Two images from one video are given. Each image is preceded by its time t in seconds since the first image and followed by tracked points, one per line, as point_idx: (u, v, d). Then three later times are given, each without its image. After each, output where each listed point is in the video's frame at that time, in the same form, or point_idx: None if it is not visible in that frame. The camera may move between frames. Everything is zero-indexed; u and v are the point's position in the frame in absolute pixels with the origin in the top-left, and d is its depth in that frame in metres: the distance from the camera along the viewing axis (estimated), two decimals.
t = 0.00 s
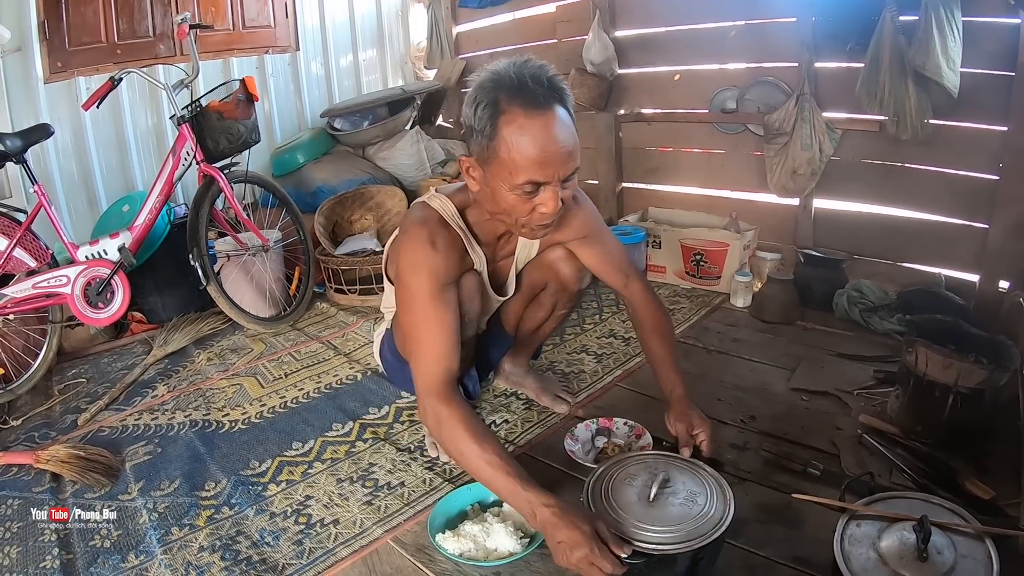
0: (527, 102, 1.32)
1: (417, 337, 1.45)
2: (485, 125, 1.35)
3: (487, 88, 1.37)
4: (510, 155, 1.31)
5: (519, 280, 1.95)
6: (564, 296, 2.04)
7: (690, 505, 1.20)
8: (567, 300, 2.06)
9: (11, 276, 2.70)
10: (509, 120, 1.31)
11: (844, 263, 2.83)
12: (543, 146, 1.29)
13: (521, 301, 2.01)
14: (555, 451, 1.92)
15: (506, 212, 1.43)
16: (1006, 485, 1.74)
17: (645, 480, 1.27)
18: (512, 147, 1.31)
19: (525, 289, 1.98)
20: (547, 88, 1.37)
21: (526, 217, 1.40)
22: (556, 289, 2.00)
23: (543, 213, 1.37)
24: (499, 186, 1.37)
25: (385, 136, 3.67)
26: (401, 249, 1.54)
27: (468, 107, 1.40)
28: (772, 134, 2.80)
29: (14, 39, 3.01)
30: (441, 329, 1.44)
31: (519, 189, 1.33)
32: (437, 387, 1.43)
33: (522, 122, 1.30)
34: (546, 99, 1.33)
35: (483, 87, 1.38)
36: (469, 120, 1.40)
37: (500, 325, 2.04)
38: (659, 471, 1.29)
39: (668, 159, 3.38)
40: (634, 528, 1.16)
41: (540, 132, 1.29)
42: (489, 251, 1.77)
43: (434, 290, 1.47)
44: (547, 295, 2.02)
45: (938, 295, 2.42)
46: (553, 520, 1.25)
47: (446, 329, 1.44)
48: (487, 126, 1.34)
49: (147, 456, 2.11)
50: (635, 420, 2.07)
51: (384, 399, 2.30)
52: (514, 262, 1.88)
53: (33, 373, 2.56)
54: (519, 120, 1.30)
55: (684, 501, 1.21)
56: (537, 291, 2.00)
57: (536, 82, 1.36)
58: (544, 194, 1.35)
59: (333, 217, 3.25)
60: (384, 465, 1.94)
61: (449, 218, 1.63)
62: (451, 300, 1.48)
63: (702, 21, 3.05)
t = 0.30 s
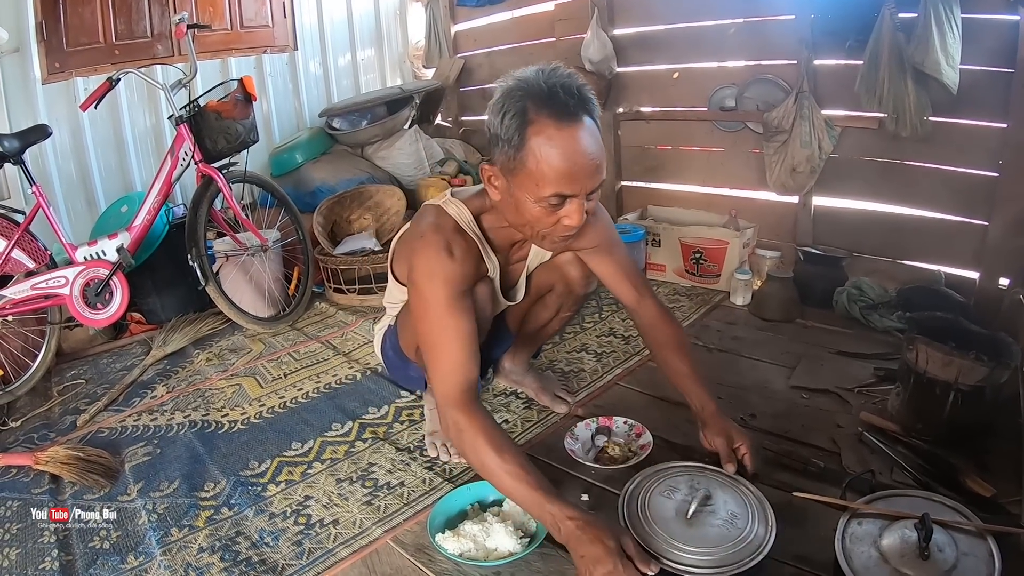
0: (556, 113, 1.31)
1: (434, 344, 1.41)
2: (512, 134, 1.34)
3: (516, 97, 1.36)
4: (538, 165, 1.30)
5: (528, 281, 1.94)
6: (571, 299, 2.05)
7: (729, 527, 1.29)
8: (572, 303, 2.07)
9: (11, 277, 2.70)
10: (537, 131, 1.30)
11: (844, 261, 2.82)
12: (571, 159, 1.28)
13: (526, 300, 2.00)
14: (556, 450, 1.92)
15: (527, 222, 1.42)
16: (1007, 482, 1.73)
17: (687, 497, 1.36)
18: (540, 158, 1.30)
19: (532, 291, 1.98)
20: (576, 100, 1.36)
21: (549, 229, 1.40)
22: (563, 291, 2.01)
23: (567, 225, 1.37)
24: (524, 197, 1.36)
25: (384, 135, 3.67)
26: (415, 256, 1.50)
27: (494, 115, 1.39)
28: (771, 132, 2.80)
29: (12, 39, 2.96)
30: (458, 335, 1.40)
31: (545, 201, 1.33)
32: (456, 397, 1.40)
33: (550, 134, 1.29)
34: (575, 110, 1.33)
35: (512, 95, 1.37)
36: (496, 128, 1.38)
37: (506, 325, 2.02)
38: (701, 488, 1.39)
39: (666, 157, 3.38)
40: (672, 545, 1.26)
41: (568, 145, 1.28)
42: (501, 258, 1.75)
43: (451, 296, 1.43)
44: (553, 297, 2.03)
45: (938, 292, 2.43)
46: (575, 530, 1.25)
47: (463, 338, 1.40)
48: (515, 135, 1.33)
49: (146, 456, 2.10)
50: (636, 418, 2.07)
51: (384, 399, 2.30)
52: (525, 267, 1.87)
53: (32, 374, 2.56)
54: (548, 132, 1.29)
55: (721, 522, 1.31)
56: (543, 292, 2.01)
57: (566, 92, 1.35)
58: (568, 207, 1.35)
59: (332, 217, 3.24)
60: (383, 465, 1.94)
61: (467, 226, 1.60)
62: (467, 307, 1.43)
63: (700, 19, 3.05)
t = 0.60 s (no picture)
0: (577, 122, 1.29)
1: (443, 348, 1.40)
2: (531, 140, 1.32)
3: (538, 103, 1.34)
4: (556, 175, 1.29)
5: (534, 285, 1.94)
6: (576, 303, 2.06)
7: (749, 539, 1.23)
8: (577, 307, 2.08)
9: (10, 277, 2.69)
10: (557, 139, 1.29)
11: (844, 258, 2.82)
12: (590, 171, 1.28)
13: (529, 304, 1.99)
14: (556, 448, 1.92)
15: (539, 230, 1.42)
16: (1008, 479, 1.73)
17: (705, 510, 1.31)
18: (558, 167, 1.28)
19: (537, 295, 1.98)
20: (598, 110, 1.34)
21: (561, 238, 1.39)
22: (568, 297, 2.01)
23: (581, 235, 1.37)
24: (538, 205, 1.36)
25: (383, 134, 3.66)
26: (422, 259, 1.49)
27: (514, 119, 1.37)
28: (771, 130, 2.79)
29: (10, 39, 2.96)
30: (469, 338, 1.40)
31: (561, 211, 1.32)
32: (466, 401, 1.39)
33: (571, 144, 1.28)
34: (597, 120, 1.31)
35: (533, 100, 1.35)
36: (514, 133, 1.37)
37: (506, 324, 2.00)
38: (720, 500, 1.33)
39: (666, 155, 3.38)
40: (689, 557, 1.20)
41: (589, 157, 1.27)
42: (507, 261, 1.74)
43: (461, 298, 1.42)
44: (558, 302, 2.03)
45: (938, 289, 2.45)
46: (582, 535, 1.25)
47: (473, 341, 1.40)
48: (535, 143, 1.31)
49: (146, 456, 2.10)
50: (636, 417, 2.07)
51: (384, 398, 2.29)
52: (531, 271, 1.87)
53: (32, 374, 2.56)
54: (569, 142, 1.28)
55: (741, 534, 1.24)
56: (549, 296, 2.01)
57: (589, 100, 1.33)
58: (584, 218, 1.34)
59: (332, 216, 3.24)
60: (383, 464, 1.94)
61: (476, 228, 1.59)
62: (475, 310, 1.43)
63: (700, 17, 3.04)
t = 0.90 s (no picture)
0: (556, 101, 1.30)
1: (420, 338, 1.42)
2: (512, 120, 1.33)
3: (518, 86, 1.35)
4: (535, 153, 1.29)
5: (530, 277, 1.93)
6: (574, 293, 2.04)
7: (749, 538, 1.23)
8: (575, 297, 2.06)
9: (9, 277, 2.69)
10: (536, 118, 1.29)
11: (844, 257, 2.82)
12: (570, 147, 1.27)
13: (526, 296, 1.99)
14: (555, 448, 1.92)
15: (522, 213, 1.41)
16: (1008, 478, 1.73)
17: (703, 508, 1.31)
18: (538, 145, 1.28)
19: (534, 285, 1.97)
20: (578, 92, 1.34)
21: (545, 221, 1.37)
22: (565, 286, 2.00)
23: (564, 217, 1.35)
24: (521, 186, 1.35)
25: (383, 133, 3.66)
26: (410, 250, 1.51)
27: (496, 104, 1.38)
28: (770, 129, 2.79)
29: (10, 39, 2.96)
30: (447, 330, 1.41)
31: (541, 189, 1.31)
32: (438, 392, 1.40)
33: (550, 123, 1.28)
34: (576, 101, 1.31)
35: (514, 85, 1.36)
36: (496, 116, 1.38)
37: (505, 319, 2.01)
38: (719, 499, 1.33)
39: (666, 155, 3.37)
40: (688, 557, 1.20)
41: (568, 135, 1.27)
42: (499, 253, 1.74)
43: (441, 292, 1.43)
44: (555, 292, 2.02)
45: (939, 288, 2.46)
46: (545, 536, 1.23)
47: (450, 333, 1.41)
48: (515, 123, 1.32)
49: (146, 456, 2.10)
50: (635, 416, 2.06)
51: (384, 397, 2.29)
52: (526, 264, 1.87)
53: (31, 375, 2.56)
54: (548, 120, 1.28)
55: (739, 532, 1.24)
56: (545, 286, 2.00)
57: (568, 82, 1.34)
58: (566, 199, 1.32)
59: (331, 215, 3.24)
60: (383, 464, 1.93)
61: (463, 221, 1.59)
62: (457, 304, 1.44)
63: (700, 16, 3.04)
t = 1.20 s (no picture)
0: (509, 76, 1.46)
1: (360, 282, 1.59)
2: (471, 95, 1.48)
3: (476, 63, 1.51)
4: (490, 121, 1.43)
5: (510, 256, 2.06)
6: (556, 269, 2.11)
7: (750, 539, 1.24)
8: (560, 273, 2.13)
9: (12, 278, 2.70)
10: (491, 90, 1.44)
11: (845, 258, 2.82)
12: (522, 115, 1.41)
13: (511, 274, 2.11)
14: (557, 449, 1.92)
15: (487, 186, 1.52)
16: (1008, 478, 1.73)
17: (705, 509, 1.31)
18: (493, 114, 1.43)
19: (516, 260, 2.08)
20: (531, 69, 1.50)
21: (504, 186, 1.48)
22: (548, 260, 2.09)
23: (520, 181, 1.46)
24: (480, 155, 1.48)
25: (384, 134, 3.66)
26: (383, 210, 1.65)
27: (457, 87, 1.54)
28: (771, 129, 2.79)
29: (11, 40, 2.97)
30: (390, 285, 1.60)
31: (498, 152, 1.44)
32: (361, 334, 1.58)
33: (504, 96, 1.43)
34: (528, 77, 1.47)
35: (471, 64, 1.52)
36: (458, 96, 1.53)
37: (488, 300, 2.18)
38: (721, 500, 1.33)
39: (668, 155, 3.38)
40: (689, 558, 1.20)
41: (520, 105, 1.41)
42: (471, 232, 1.86)
43: (393, 255, 1.60)
44: (539, 269, 2.10)
45: (940, 289, 2.43)
46: (454, 471, 1.46)
47: (386, 288, 1.60)
48: (474, 97, 1.47)
49: (148, 457, 2.10)
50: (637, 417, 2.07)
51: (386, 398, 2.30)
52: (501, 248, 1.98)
53: (33, 376, 2.56)
54: (502, 94, 1.43)
55: (741, 533, 1.25)
56: (529, 263, 2.10)
57: (522, 61, 1.50)
58: (521, 162, 1.45)
59: (332, 216, 3.22)
60: (385, 464, 1.94)
61: (432, 196, 1.72)
62: (406, 267, 1.62)
63: (701, 17, 3.04)
